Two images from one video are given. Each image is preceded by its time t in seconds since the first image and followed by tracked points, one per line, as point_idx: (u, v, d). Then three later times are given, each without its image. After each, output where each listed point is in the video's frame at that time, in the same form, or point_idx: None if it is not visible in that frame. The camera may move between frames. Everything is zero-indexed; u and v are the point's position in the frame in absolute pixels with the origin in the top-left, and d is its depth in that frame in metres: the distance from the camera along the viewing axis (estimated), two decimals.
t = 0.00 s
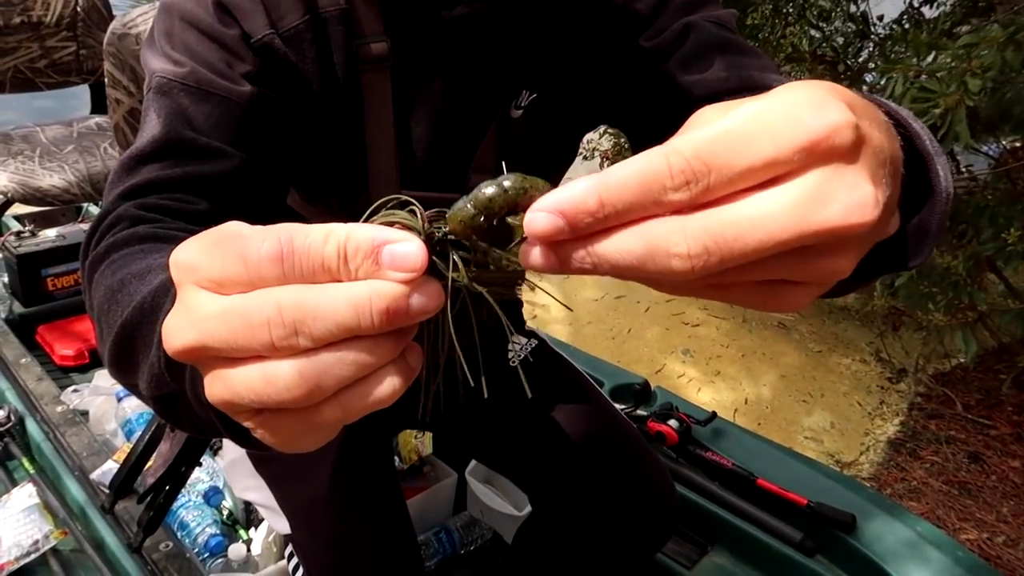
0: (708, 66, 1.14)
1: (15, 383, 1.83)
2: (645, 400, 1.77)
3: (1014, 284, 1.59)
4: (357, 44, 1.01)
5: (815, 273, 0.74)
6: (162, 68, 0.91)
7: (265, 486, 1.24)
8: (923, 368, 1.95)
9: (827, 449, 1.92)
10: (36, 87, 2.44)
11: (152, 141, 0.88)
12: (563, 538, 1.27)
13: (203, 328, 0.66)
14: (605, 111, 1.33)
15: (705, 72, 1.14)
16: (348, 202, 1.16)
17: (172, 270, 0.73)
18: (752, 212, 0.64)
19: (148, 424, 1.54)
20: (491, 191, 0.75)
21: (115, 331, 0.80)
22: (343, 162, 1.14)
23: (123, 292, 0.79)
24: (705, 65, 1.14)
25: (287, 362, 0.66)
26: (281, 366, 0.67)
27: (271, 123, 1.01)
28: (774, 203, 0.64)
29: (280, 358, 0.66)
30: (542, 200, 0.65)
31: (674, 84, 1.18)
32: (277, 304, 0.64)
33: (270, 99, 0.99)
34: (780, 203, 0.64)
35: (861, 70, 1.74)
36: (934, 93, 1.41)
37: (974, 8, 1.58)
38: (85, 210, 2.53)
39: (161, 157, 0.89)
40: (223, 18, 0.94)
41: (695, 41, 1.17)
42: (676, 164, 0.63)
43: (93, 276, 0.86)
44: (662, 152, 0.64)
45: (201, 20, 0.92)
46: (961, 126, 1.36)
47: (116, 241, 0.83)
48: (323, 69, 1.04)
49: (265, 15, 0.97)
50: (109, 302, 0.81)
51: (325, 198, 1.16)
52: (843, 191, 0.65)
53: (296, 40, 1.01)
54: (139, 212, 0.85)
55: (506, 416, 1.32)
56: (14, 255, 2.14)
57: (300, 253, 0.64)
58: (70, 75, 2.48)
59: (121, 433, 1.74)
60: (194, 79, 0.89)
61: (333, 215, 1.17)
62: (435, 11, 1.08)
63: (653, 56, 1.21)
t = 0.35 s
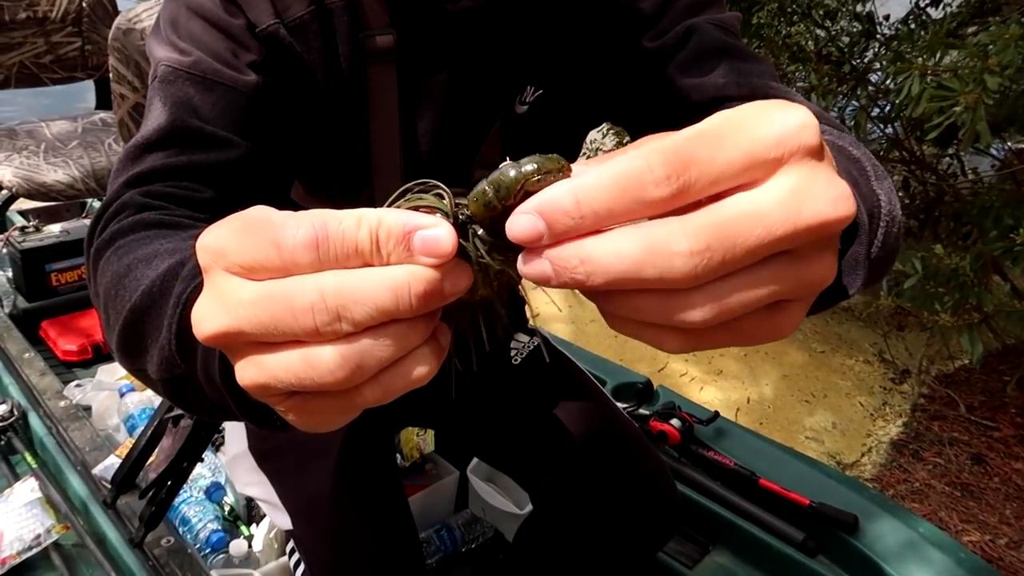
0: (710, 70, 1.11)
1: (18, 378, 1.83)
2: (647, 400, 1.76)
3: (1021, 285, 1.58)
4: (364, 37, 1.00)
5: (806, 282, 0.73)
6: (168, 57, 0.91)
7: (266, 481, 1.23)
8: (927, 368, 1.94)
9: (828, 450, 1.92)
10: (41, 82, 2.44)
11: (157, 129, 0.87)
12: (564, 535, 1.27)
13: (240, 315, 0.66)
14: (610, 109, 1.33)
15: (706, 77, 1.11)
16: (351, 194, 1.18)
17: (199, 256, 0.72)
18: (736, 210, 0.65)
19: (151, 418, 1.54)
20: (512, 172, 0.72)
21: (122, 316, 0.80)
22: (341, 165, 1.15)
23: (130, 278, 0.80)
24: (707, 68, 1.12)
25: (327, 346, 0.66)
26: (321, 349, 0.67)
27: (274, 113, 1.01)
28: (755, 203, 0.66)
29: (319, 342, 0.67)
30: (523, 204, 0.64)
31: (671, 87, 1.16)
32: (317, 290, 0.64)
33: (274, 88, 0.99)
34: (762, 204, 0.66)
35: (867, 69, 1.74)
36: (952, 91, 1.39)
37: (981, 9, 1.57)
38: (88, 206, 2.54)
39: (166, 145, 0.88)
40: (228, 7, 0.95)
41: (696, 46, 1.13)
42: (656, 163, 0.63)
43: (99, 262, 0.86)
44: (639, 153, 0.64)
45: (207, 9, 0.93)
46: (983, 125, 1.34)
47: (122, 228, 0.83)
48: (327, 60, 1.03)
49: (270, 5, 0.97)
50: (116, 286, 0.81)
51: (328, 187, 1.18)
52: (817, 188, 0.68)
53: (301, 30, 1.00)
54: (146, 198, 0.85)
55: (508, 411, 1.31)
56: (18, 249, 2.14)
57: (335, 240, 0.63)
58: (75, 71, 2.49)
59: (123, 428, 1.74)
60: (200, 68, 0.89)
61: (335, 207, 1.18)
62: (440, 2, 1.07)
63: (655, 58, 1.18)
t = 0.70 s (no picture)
0: (716, 63, 1.11)
1: (21, 374, 1.83)
2: (649, 401, 1.77)
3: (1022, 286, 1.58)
4: (367, 33, 1.00)
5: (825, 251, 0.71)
6: (171, 52, 0.91)
7: (267, 479, 1.23)
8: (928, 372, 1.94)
9: (829, 452, 1.92)
10: (46, 79, 2.44)
11: (159, 124, 0.87)
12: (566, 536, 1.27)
13: (256, 314, 0.65)
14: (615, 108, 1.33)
15: (711, 71, 1.10)
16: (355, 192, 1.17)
17: (208, 250, 0.70)
18: (761, 178, 0.64)
19: (153, 415, 1.54)
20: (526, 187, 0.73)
21: (121, 309, 0.81)
22: (349, 161, 1.16)
23: (128, 271, 0.80)
24: (711, 62, 1.11)
25: (339, 350, 0.66)
26: (334, 352, 0.66)
27: (276, 107, 1.01)
28: (772, 171, 0.64)
29: (332, 344, 0.66)
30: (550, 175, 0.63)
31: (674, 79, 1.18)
32: (337, 290, 0.63)
33: (276, 83, 0.99)
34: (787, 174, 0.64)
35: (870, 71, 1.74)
36: (947, 87, 1.39)
37: (985, 11, 1.57)
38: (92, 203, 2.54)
39: (168, 139, 0.88)
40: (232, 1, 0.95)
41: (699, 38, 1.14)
42: (690, 130, 0.61)
43: (99, 253, 0.87)
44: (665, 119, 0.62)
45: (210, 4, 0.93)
46: (971, 122, 1.35)
47: (122, 220, 0.83)
48: (329, 55, 1.04)
49: None
50: (115, 279, 0.82)
51: (331, 185, 1.17)
52: (838, 152, 0.66)
53: (304, 26, 1.01)
54: (145, 191, 0.85)
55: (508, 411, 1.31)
56: (21, 245, 2.14)
57: (355, 241, 0.63)
58: (80, 68, 2.49)
59: (125, 425, 1.75)
60: (202, 61, 0.89)
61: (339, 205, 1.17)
62: None
63: (659, 53, 1.20)
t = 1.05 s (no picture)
0: (727, 55, 1.14)
1: (27, 372, 1.83)
2: (654, 403, 1.77)
3: None
4: (377, 31, 1.01)
5: (857, 255, 0.70)
6: (181, 48, 0.91)
7: (274, 479, 1.23)
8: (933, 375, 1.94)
9: (834, 455, 1.91)
10: (53, 78, 2.44)
11: (168, 120, 0.87)
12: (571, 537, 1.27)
13: (279, 311, 0.64)
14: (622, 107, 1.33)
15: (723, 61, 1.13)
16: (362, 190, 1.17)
17: (218, 250, 0.69)
18: (789, 189, 0.62)
19: (159, 413, 1.54)
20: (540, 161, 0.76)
21: (123, 300, 0.81)
22: (355, 163, 1.16)
23: (132, 263, 0.80)
24: (725, 53, 1.14)
25: (368, 340, 0.65)
26: (363, 343, 0.65)
27: (285, 103, 1.01)
28: (799, 179, 0.62)
29: (360, 336, 0.65)
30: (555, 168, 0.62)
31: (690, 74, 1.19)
32: (364, 283, 0.63)
33: (285, 80, 0.99)
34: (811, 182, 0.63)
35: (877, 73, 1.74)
36: (953, 90, 1.39)
37: (993, 15, 1.56)
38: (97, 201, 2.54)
39: (176, 135, 0.88)
40: None
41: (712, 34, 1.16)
42: (690, 142, 0.61)
43: (104, 245, 0.87)
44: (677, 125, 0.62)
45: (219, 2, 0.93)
46: (977, 125, 1.35)
47: (128, 213, 0.83)
48: (340, 53, 1.04)
49: None
50: (119, 271, 0.82)
51: (338, 184, 1.17)
52: (866, 160, 0.64)
53: (314, 23, 1.01)
54: (152, 186, 0.85)
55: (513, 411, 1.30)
56: (27, 244, 2.14)
57: (376, 232, 0.63)
58: (87, 67, 2.50)
59: (130, 423, 1.75)
60: (211, 58, 0.89)
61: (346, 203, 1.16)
62: None
63: (671, 48, 1.23)
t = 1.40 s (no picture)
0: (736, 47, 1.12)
1: (27, 371, 1.83)
2: (656, 405, 1.77)
3: None
4: (381, 29, 1.01)
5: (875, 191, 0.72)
6: (183, 41, 0.91)
7: (275, 478, 1.23)
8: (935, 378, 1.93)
9: (834, 457, 1.90)
10: (55, 77, 2.44)
11: (168, 112, 0.87)
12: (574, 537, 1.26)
13: (276, 249, 0.64)
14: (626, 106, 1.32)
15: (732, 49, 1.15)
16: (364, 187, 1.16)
17: (236, 186, 0.69)
18: (793, 153, 0.64)
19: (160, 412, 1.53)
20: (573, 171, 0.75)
21: (119, 287, 0.81)
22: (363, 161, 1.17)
23: (130, 250, 0.80)
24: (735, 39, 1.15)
25: (354, 299, 0.64)
26: (349, 301, 0.64)
27: (289, 99, 1.01)
28: (799, 141, 0.64)
29: (347, 294, 0.64)
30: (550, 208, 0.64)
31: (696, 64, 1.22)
32: (365, 236, 0.62)
33: (289, 75, 0.99)
34: (811, 142, 0.64)
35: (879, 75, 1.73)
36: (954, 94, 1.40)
37: (996, 18, 1.56)
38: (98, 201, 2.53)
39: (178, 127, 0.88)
40: None
41: (720, 21, 1.23)
42: (663, 136, 0.62)
43: (102, 233, 0.87)
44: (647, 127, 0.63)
45: None
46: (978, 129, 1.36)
47: (127, 203, 0.84)
48: (343, 50, 1.04)
49: None
50: (116, 260, 0.82)
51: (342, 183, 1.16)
52: (850, 99, 0.67)
53: (318, 20, 1.01)
54: (152, 176, 0.86)
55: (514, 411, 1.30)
56: (28, 243, 2.14)
57: (392, 192, 0.62)
58: (89, 66, 2.50)
59: (131, 423, 1.74)
60: (214, 51, 0.89)
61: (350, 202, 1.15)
62: None
63: (678, 40, 1.26)
